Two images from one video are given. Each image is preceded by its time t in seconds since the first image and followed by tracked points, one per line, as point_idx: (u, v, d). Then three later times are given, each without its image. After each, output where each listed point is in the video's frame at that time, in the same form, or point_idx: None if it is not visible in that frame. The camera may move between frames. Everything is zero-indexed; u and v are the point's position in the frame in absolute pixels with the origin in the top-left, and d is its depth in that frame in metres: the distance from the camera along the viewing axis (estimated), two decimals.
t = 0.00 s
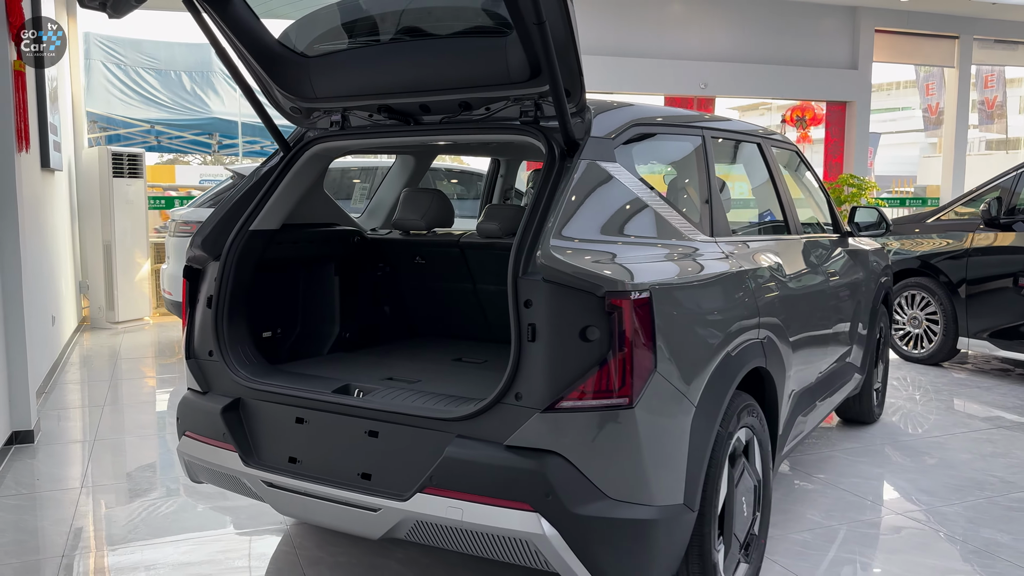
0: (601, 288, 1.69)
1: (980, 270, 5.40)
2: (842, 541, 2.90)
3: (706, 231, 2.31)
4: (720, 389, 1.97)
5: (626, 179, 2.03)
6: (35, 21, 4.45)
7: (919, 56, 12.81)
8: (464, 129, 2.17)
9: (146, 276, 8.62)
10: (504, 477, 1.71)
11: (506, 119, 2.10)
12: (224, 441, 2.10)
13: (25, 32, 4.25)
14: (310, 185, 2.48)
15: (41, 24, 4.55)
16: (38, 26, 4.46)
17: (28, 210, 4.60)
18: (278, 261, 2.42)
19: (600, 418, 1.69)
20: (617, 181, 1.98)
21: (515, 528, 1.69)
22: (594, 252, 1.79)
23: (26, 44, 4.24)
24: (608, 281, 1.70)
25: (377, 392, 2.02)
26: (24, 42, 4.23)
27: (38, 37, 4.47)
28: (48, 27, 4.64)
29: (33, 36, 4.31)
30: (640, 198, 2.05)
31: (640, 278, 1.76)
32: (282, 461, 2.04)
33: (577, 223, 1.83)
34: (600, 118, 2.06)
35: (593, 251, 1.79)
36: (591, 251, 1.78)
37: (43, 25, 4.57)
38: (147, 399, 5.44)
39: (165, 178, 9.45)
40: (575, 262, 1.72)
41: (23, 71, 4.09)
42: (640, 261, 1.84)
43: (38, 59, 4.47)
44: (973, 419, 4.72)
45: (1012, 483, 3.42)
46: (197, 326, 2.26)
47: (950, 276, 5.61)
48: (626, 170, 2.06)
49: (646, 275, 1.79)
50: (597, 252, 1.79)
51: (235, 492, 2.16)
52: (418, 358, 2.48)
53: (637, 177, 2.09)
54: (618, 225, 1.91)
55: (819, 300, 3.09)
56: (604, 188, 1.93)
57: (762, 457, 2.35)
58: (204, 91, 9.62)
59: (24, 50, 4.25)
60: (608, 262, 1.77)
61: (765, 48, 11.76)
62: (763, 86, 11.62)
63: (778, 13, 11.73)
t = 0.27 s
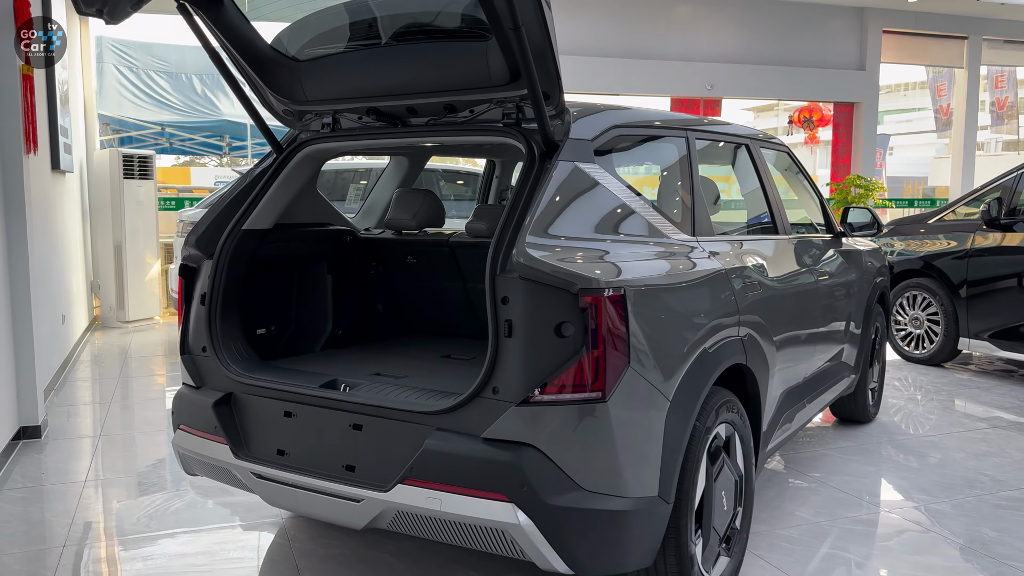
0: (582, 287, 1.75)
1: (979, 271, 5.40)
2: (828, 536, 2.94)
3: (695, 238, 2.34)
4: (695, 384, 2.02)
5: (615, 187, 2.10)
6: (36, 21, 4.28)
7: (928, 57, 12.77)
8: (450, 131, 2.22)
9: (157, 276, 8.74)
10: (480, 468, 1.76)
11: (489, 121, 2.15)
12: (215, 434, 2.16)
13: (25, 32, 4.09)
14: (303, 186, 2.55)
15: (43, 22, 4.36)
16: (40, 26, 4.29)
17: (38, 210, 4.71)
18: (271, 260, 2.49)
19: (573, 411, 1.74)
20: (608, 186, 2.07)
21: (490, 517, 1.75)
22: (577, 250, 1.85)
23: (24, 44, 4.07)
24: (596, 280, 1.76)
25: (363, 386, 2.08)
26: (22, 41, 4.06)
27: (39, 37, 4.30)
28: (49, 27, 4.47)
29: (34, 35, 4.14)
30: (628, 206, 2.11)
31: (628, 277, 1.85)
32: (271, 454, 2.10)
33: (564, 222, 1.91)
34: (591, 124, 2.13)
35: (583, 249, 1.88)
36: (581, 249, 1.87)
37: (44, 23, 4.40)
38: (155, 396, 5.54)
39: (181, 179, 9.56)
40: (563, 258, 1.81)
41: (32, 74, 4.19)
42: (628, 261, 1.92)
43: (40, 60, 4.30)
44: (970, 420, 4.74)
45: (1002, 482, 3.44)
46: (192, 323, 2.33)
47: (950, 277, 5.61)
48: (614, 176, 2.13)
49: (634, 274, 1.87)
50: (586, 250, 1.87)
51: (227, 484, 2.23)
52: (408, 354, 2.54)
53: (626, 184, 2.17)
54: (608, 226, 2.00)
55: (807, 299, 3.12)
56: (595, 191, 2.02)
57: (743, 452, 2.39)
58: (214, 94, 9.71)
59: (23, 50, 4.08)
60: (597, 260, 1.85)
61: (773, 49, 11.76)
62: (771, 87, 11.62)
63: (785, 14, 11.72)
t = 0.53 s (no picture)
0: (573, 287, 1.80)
1: (980, 273, 5.40)
2: (817, 534, 2.97)
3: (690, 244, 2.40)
4: (676, 382, 2.06)
5: (608, 198, 2.17)
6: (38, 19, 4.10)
7: (936, 58, 12.74)
8: (440, 134, 2.27)
9: (167, 276, 8.85)
10: (462, 463, 1.81)
11: (477, 125, 2.21)
12: (211, 429, 2.23)
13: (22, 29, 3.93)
14: (299, 189, 2.61)
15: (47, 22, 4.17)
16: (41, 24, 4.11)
17: (49, 212, 4.81)
18: (267, 260, 2.56)
19: (553, 408, 1.80)
20: (597, 191, 2.14)
21: (473, 510, 1.80)
22: (567, 251, 1.91)
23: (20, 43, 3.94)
24: (590, 281, 1.83)
25: (353, 383, 2.14)
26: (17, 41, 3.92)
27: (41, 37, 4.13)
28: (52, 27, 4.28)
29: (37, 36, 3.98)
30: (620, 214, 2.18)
31: (619, 281, 1.92)
32: (264, 448, 2.16)
33: (556, 224, 1.97)
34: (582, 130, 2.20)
35: (577, 249, 1.95)
36: (576, 250, 1.94)
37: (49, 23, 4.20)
38: (164, 394, 5.63)
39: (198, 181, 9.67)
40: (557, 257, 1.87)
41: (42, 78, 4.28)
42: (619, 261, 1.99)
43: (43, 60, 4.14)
44: (969, 420, 4.75)
45: (996, 482, 3.46)
46: (190, 321, 2.40)
47: (952, 278, 5.61)
48: (602, 184, 2.20)
49: (625, 276, 1.96)
50: (577, 251, 1.94)
51: (223, 478, 2.29)
52: (401, 352, 2.60)
53: (615, 192, 2.24)
54: (601, 228, 2.07)
55: (798, 301, 3.14)
56: (586, 196, 2.08)
57: (728, 449, 2.44)
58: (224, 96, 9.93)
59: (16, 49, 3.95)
60: (590, 261, 1.92)
61: (781, 50, 11.75)
62: (778, 88, 11.62)
63: (793, 15, 11.72)
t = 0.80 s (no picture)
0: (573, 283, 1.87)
1: (983, 275, 5.40)
2: (809, 530, 2.97)
3: (690, 247, 2.48)
4: (663, 380, 2.11)
5: (603, 205, 2.24)
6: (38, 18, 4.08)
7: (945, 58, 12.69)
8: (433, 137, 2.32)
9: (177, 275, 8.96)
10: (450, 457, 1.86)
11: (470, 128, 2.26)
12: (210, 424, 2.29)
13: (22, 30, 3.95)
14: (298, 190, 2.67)
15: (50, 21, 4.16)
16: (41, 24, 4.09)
17: (58, 214, 4.90)
18: (267, 260, 2.62)
19: (539, 403, 1.84)
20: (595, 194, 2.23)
21: (460, 502, 1.85)
22: (561, 252, 1.98)
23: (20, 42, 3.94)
24: (587, 280, 1.91)
25: (348, 380, 2.19)
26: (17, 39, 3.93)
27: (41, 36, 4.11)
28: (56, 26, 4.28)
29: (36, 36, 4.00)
30: (617, 221, 2.25)
31: (614, 282, 2.00)
32: (261, 443, 2.22)
33: (552, 225, 2.05)
34: (576, 138, 2.27)
35: (574, 249, 2.03)
36: (573, 250, 2.02)
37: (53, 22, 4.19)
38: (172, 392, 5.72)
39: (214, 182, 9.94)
40: (555, 255, 1.95)
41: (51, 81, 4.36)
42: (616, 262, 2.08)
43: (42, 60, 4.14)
44: (970, 421, 4.75)
45: (990, 482, 3.47)
46: (192, 319, 2.46)
47: (955, 279, 5.61)
48: (598, 186, 2.28)
49: (621, 276, 2.04)
50: (573, 252, 2.02)
51: (222, 472, 2.35)
52: (397, 350, 2.65)
53: (610, 198, 2.31)
54: (599, 229, 2.17)
55: (792, 300, 3.17)
56: (583, 198, 2.17)
57: (717, 445, 2.48)
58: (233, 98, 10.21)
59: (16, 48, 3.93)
60: (586, 260, 2.01)
61: (788, 51, 11.74)
62: (786, 89, 11.61)
63: (801, 16, 11.70)
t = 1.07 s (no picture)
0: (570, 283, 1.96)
1: (985, 275, 5.41)
2: (798, 528, 2.98)
3: (693, 258, 2.56)
4: (649, 378, 2.16)
5: (596, 210, 2.30)
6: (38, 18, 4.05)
7: (953, 59, 12.65)
8: (427, 141, 2.38)
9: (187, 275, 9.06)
10: (437, 452, 1.91)
11: (462, 132, 2.31)
12: (209, 420, 2.35)
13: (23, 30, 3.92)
14: (297, 192, 2.74)
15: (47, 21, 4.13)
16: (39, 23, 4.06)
17: (67, 215, 4.99)
18: (266, 260, 2.69)
19: (524, 400, 1.90)
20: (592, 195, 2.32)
21: (447, 496, 1.90)
22: (552, 254, 2.05)
23: (20, 42, 3.91)
24: (582, 280, 1.99)
25: (342, 377, 2.25)
26: (18, 40, 3.88)
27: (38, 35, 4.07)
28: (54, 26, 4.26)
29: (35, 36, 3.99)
30: (612, 228, 2.32)
31: (608, 284, 2.08)
32: (259, 439, 2.29)
33: (548, 227, 2.13)
34: (570, 145, 2.33)
35: (570, 250, 2.12)
36: (571, 250, 2.12)
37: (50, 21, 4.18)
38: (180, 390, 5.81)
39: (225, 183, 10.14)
40: (553, 255, 2.05)
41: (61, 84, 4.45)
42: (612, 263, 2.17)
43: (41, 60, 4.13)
44: (969, 422, 4.76)
45: (983, 483, 3.49)
46: (193, 317, 2.53)
47: (956, 280, 5.62)
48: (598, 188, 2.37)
49: (615, 277, 2.12)
50: (565, 254, 2.08)
51: (222, 466, 2.42)
52: (392, 348, 2.71)
53: (602, 202, 2.36)
54: (595, 231, 2.25)
55: (785, 301, 3.20)
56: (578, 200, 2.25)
57: (705, 443, 2.53)
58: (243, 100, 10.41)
59: (17, 47, 3.88)
60: (583, 260, 2.10)
61: (795, 52, 11.73)
62: (793, 90, 11.61)
63: (808, 17, 11.70)
